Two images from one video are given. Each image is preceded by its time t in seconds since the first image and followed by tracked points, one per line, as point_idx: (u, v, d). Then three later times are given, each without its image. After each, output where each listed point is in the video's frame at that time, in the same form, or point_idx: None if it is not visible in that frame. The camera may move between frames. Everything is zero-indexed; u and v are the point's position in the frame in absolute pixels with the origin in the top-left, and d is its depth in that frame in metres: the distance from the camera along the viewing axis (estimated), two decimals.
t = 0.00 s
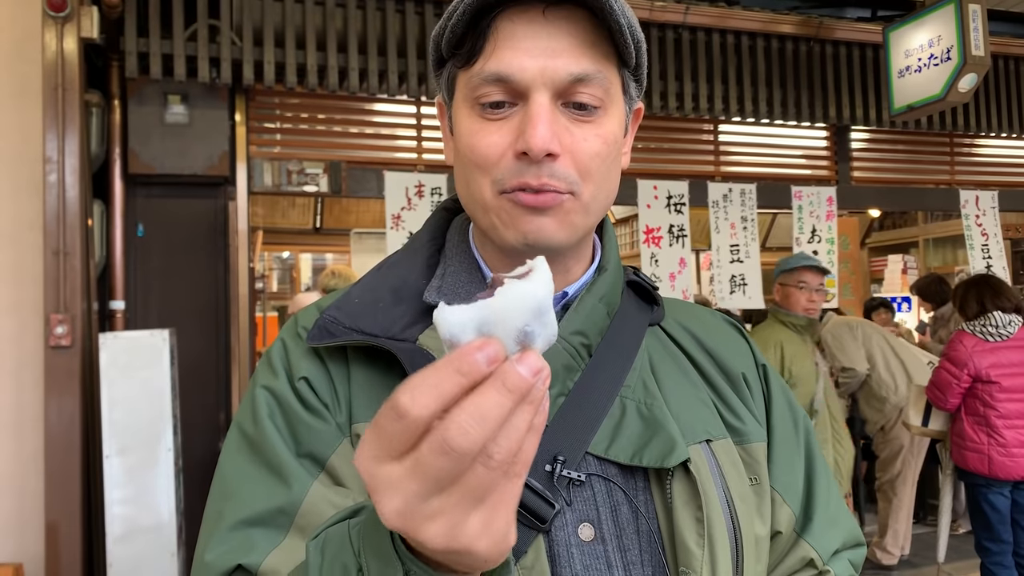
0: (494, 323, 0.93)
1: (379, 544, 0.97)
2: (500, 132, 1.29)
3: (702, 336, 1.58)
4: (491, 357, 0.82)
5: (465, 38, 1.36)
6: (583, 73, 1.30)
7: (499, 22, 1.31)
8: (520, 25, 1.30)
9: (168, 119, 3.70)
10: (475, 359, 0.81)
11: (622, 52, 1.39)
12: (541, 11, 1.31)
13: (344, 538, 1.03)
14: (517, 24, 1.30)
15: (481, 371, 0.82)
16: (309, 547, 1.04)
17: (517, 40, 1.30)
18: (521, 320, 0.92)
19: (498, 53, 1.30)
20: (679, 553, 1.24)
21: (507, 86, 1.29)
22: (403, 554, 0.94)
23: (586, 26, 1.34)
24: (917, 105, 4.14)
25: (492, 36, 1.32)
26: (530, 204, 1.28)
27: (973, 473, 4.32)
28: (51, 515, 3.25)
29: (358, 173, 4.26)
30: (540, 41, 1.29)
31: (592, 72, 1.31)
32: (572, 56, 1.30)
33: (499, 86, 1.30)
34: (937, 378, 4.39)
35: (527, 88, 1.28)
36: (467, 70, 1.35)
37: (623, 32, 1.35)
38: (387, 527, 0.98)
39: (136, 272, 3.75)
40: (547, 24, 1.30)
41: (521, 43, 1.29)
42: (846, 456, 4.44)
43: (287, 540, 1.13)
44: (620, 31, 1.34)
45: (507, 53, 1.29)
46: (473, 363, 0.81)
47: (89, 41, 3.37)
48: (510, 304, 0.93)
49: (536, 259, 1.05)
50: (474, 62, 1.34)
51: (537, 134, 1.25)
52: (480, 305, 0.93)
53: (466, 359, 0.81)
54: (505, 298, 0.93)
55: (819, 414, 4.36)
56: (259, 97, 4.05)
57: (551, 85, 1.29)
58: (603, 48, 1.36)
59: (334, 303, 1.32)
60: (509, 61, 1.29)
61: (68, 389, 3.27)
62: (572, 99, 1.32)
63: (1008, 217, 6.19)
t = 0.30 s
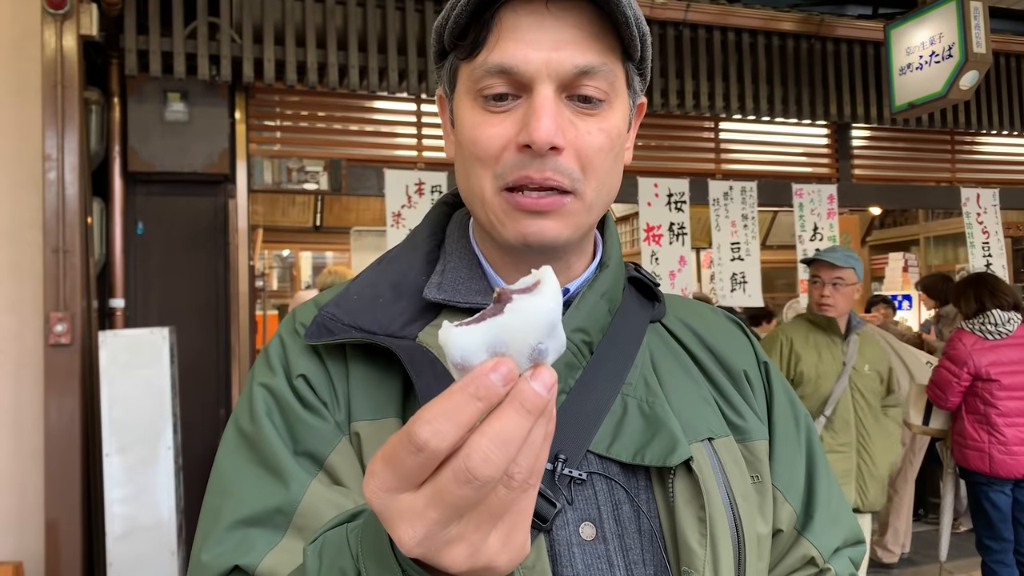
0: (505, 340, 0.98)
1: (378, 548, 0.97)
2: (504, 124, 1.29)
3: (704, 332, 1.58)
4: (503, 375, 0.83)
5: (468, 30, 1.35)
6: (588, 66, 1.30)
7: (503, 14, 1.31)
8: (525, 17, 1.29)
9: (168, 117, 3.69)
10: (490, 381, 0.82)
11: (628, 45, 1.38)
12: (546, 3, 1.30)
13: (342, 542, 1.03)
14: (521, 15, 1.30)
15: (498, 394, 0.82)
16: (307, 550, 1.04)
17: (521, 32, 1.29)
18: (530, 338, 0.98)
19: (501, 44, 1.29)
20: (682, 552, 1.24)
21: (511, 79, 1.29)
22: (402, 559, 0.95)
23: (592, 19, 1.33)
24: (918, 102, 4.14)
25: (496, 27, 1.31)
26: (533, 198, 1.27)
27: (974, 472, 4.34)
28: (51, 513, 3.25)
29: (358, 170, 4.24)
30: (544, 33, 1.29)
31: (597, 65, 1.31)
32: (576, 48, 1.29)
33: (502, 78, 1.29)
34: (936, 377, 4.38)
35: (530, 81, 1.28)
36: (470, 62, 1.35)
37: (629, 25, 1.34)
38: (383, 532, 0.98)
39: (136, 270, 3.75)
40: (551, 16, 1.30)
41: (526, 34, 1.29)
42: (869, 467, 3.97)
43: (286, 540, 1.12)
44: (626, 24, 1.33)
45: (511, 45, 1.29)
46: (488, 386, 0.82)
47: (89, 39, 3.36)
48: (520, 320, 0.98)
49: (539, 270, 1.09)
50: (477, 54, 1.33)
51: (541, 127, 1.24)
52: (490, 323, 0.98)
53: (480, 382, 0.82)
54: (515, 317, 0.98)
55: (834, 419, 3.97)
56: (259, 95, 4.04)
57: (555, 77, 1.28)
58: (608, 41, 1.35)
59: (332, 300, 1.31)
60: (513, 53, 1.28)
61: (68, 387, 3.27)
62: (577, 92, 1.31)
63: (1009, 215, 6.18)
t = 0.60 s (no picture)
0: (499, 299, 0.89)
1: (385, 558, 0.95)
2: (503, 121, 1.28)
3: (704, 329, 1.57)
4: (503, 342, 0.77)
5: (466, 24, 1.34)
6: (590, 61, 1.28)
7: (502, 8, 1.29)
8: (525, 11, 1.28)
9: (168, 113, 3.68)
10: (487, 343, 0.76)
11: (630, 39, 1.37)
12: None
13: (348, 550, 1.01)
14: (521, 9, 1.28)
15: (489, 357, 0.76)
16: (312, 559, 1.02)
17: (520, 26, 1.28)
18: (518, 293, 0.87)
19: (501, 39, 1.28)
20: (682, 551, 1.23)
21: (510, 74, 1.28)
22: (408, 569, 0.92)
23: (593, 13, 1.32)
24: (920, 99, 4.13)
25: (495, 21, 1.30)
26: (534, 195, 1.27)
27: (976, 469, 4.34)
28: (51, 511, 3.24)
29: (358, 167, 4.22)
30: (544, 27, 1.27)
31: (599, 60, 1.30)
32: (577, 43, 1.28)
33: (502, 73, 1.28)
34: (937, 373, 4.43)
35: (530, 76, 1.27)
36: (469, 57, 1.33)
37: (631, 19, 1.33)
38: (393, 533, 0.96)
39: (137, 267, 3.74)
40: (552, 10, 1.28)
41: (526, 29, 1.27)
42: (883, 473, 3.69)
43: (282, 541, 1.12)
44: (629, 18, 1.32)
45: (511, 39, 1.28)
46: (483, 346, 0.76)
47: (88, 35, 3.35)
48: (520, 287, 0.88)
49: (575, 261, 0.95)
50: (476, 48, 1.32)
51: (541, 123, 1.23)
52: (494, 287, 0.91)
53: (473, 338, 0.77)
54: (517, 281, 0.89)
55: (842, 421, 3.75)
56: (259, 91, 4.03)
57: (556, 72, 1.27)
58: (610, 35, 1.34)
59: (327, 297, 1.30)
60: (513, 48, 1.27)
61: (67, 385, 3.26)
62: (578, 87, 1.30)
63: (1011, 212, 6.17)
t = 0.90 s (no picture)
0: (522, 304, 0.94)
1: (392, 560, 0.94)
2: (503, 119, 1.27)
3: (706, 327, 1.56)
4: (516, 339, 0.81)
5: (466, 22, 1.34)
6: (591, 58, 1.28)
7: (502, 5, 1.29)
8: (526, 8, 1.28)
9: (168, 111, 3.68)
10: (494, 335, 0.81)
11: (632, 37, 1.37)
12: None
13: (352, 552, 1.00)
14: (521, 7, 1.28)
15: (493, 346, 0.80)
16: (316, 560, 1.01)
17: (521, 24, 1.27)
18: (537, 292, 0.93)
19: (502, 37, 1.28)
20: (683, 551, 1.23)
21: (511, 72, 1.27)
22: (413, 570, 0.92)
23: (594, 12, 1.31)
24: (922, 96, 4.12)
25: (495, 19, 1.29)
26: (534, 192, 1.26)
27: (978, 467, 4.32)
28: (53, 508, 3.24)
29: (359, 165, 4.22)
30: (545, 25, 1.27)
31: (600, 58, 1.29)
32: (579, 40, 1.28)
33: (503, 71, 1.28)
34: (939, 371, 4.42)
35: (532, 74, 1.26)
36: (469, 54, 1.33)
37: (633, 16, 1.33)
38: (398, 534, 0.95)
39: (138, 264, 3.74)
40: (553, 8, 1.28)
41: (526, 26, 1.27)
42: (890, 474, 3.62)
43: (280, 538, 1.12)
44: (631, 15, 1.32)
45: (511, 37, 1.27)
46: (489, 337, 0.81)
47: (89, 32, 3.35)
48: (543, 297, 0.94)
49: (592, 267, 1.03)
50: (476, 46, 1.32)
51: (542, 122, 1.23)
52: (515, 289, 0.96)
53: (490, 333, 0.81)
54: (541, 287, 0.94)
55: (850, 420, 3.71)
56: (260, 89, 4.02)
57: (557, 71, 1.26)
58: (612, 33, 1.34)
59: (327, 294, 1.30)
60: (513, 46, 1.26)
61: (68, 383, 3.26)
62: (579, 86, 1.30)
63: (1012, 210, 6.16)
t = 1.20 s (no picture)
0: (536, 360, 0.83)
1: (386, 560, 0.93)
2: (507, 116, 1.27)
3: (705, 321, 1.55)
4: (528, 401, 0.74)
5: (471, 17, 1.33)
6: (595, 58, 1.28)
7: (507, 4, 1.29)
8: (530, 7, 1.28)
9: (169, 110, 3.67)
10: (511, 402, 0.73)
11: (636, 38, 1.37)
12: None
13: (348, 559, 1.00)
14: (526, 6, 1.28)
15: (515, 414, 0.74)
16: (311, 567, 1.01)
17: (526, 22, 1.27)
18: (565, 359, 0.84)
19: (506, 34, 1.28)
20: (682, 544, 1.24)
21: (514, 70, 1.27)
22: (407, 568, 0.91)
23: (601, 11, 1.32)
24: (924, 94, 4.12)
25: (500, 16, 1.29)
26: (534, 188, 1.25)
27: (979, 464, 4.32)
28: (54, 506, 3.24)
29: (360, 163, 4.22)
30: (549, 23, 1.27)
31: (604, 58, 1.29)
32: (583, 40, 1.27)
33: (506, 69, 1.27)
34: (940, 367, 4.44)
35: (536, 72, 1.26)
36: (473, 51, 1.33)
37: (639, 17, 1.33)
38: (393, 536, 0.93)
39: (138, 263, 3.74)
40: (559, 7, 1.28)
41: (530, 24, 1.27)
42: (898, 474, 3.59)
43: (270, 534, 1.11)
44: (637, 17, 1.32)
45: (515, 35, 1.27)
46: (508, 406, 0.73)
47: (89, 30, 3.34)
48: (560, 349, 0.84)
49: (586, 299, 0.96)
50: (480, 43, 1.32)
51: (545, 119, 1.22)
52: (522, 341, 0.84)
53: (546, 421, 0.74)
54: (555, 339, 0.85)
55: (861, 417, 3.71)
56: (261, 87, 4.02)
57: (561, 70, 1.26)
58: (616, 34, 1.34)
59: (323, 287, 1.30)
60: (517, 43, 1.26)
61: (69, 381, 3.27)
62: (582, 86, 1.30)
63: (1014, 208, 6.15)
